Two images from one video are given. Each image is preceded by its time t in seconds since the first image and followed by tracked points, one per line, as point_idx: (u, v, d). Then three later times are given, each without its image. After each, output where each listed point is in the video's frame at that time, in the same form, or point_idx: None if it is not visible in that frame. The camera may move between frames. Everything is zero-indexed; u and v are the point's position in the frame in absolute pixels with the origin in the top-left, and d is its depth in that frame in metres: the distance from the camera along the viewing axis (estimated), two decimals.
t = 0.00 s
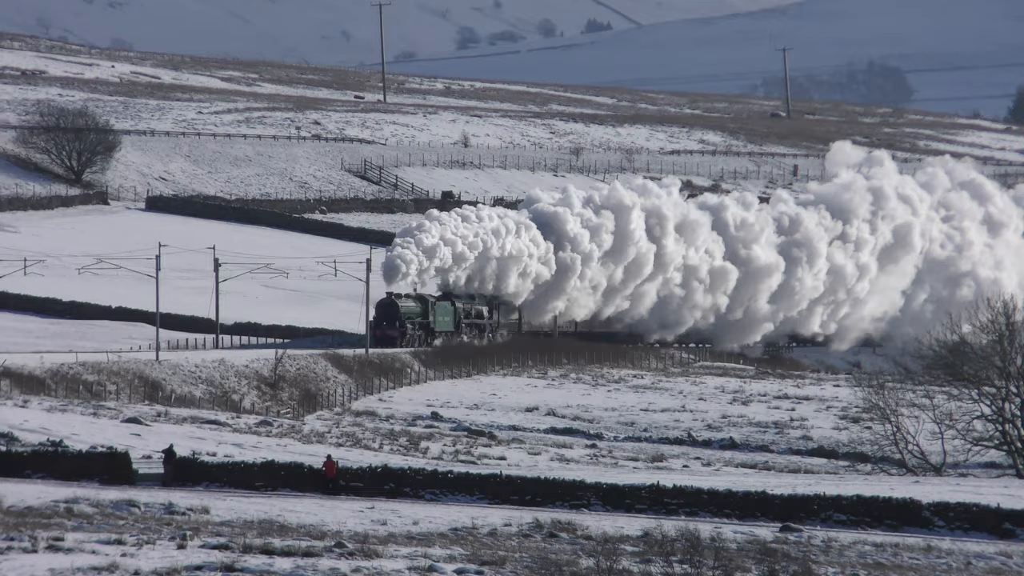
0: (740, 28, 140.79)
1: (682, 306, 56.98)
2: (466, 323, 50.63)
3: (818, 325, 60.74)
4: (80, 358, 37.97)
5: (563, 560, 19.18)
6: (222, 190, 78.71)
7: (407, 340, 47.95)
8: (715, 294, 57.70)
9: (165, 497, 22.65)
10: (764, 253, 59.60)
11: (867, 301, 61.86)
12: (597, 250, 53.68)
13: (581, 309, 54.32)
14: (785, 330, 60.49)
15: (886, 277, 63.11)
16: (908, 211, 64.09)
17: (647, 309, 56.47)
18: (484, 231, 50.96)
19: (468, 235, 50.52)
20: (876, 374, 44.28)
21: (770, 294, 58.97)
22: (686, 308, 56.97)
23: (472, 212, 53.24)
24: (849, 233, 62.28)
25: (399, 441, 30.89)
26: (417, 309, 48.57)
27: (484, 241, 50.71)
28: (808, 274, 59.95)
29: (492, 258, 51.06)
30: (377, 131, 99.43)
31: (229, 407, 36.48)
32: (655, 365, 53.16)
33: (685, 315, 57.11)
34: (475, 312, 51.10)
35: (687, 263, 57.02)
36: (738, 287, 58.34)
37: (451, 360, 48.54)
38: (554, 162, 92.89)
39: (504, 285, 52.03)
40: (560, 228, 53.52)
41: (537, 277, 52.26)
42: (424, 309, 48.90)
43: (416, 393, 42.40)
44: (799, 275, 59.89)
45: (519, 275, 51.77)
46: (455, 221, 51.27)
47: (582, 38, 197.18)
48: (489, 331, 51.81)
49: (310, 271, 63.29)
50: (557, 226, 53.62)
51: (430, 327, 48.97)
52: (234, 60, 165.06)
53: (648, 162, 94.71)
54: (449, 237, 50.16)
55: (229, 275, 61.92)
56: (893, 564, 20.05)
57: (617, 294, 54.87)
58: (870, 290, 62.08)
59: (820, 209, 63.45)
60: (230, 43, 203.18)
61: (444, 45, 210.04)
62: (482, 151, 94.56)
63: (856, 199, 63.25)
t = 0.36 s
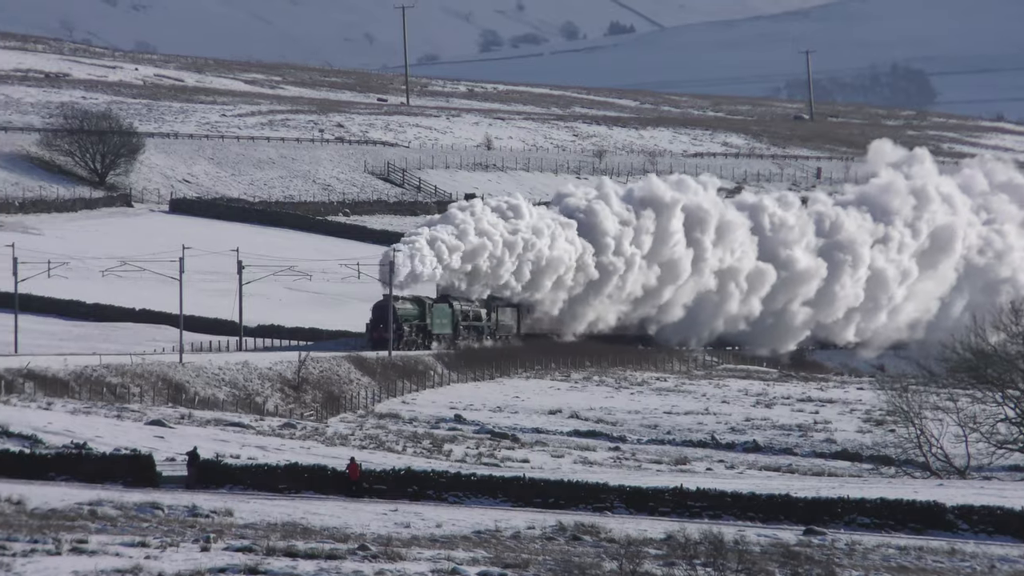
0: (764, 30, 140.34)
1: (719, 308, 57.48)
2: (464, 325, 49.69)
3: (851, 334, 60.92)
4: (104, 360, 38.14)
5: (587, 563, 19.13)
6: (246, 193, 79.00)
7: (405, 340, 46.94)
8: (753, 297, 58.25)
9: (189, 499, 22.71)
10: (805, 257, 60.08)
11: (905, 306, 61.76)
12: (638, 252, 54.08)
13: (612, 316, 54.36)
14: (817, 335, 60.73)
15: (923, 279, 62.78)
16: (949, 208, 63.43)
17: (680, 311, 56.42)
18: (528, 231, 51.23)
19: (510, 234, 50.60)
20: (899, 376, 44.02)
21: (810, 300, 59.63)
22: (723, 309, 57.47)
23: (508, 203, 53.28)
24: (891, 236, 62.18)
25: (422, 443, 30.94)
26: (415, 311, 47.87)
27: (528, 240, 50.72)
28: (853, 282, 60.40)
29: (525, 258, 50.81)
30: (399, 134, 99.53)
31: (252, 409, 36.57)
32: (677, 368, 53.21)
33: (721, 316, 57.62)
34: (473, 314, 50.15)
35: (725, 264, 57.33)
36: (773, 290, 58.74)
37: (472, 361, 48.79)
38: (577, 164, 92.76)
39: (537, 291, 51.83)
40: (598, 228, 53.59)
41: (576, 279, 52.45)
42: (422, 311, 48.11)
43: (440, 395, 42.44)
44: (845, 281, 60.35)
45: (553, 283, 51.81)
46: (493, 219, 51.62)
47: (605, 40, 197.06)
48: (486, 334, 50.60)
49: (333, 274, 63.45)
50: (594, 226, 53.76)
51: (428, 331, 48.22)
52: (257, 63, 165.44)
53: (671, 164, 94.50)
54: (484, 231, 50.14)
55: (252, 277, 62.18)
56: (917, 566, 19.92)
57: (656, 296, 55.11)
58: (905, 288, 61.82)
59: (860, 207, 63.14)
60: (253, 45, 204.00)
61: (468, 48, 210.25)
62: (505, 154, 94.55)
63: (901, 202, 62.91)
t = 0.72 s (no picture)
0: (784, 30, 139.93)
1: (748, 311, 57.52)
2: (457, 326, 49.29)
3: (879, 342, 59.30)
4: (123, 361, 38.30)
5: (606, 565, 19.05)
6: (265, 195, 79.19)
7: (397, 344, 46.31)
8: (785, 299, 58.17)
9: (208, 501, 22.75)
10: (840, 260, 59.84)
11: (936, 308, 60.25)
12: (673, 256, 54.94)
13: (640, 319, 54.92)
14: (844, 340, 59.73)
15: (959, 280, 61.13)
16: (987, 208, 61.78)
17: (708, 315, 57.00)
18: (563, 233, 52.40)
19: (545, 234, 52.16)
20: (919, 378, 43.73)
21: (844, 305, 59.08)
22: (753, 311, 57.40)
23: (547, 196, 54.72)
24: (927, 237, 61.27)
25: (440, 444, 30.93)
26: (408, 314, 46.59)
27: (562, 242, 52.19)
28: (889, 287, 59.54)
29: (557, 260, 52.14)
30: (419, 136, 99.60)
31: (271, 411, 36.63)
32: (695, 370, 53.24)
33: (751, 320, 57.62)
34: (467, 315, 49.93)
35: (757, 267, 57.53)
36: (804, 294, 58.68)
37: (491, 363, 48.91)
38: (597, 166, 92.60)
39: (566, 295, 52.57)
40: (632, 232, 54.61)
41: (607, 285, 53.30)
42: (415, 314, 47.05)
43: (458, 397, 42.46)
44: (881, 285, 59.66)
45: (584, 288, 52.65)
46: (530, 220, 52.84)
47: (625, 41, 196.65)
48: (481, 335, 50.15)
49: (353, 276, 63.52)
50: (628, 227, 54.70)
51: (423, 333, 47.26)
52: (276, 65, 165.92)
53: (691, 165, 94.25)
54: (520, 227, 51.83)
55: (271, 279, 62.34)
56: (935, 568, 19.79)
57: (686, 299, 55.77)
58: (939, 289, 60.40)
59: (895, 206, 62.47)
60: (273, 46, 204.64)
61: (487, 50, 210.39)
62: (524, 155, 94.48)
63: (939, 203, 61.97)
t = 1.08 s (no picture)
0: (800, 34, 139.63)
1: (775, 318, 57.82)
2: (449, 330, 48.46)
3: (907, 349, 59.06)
4: (140, 365, 38.42)
5: (623, 569, 19.01)
6: (282, 199, 79.40)
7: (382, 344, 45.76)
8: (811, 305, 57.98)
9: (224, 505, 22.79)
10: (872, 265, 59.38)
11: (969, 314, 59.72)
12: (703, 263, 54.37)
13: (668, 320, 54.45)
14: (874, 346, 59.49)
15: (991, 286, 60.73)
16: None
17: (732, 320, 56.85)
18: (596, 238, 51.42)
19: (578, 236, 51.15)
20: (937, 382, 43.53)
21: (872, 310, 58.83)
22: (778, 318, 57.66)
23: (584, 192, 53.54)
24: (961, 241, 60.52)
25: (457, 448, 30.93)
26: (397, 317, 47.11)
27: (593, 247, 51.24)
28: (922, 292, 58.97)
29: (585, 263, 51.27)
30: (435, 140, 99.72)
31: (288, 414, 36.71)
32: (712, 374, 53.41)
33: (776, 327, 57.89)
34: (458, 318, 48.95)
35: (783, 273, 57.30)
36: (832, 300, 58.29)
37: (508, 366, 49.26)
38: (613, 169, 92.54)
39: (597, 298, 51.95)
40: (665, 236, 53.79)
41: (631, 293, 52.73)
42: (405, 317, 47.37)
43: (475, 401, 42.47)
44: (916, 291, 59.13)
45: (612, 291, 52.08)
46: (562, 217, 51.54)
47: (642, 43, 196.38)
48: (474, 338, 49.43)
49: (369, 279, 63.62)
50: (662, 229, 53.92)
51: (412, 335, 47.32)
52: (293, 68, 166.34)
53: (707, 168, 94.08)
54: (554, 228, 50.81)
55: (288, 282, 62.51)
56: (953, 571, 19.71)
57: (714, 305, 55.59)
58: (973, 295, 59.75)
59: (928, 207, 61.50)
60: (289, 50, 205.24)
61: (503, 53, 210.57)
62: (541, 159, 94.49)
63: (973, 205, 60.88)
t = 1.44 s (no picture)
0: (820, 32, 139.05)
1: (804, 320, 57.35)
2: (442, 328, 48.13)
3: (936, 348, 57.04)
4: (159, 363, 38.56)
5: (641, 567, 18.95)
6: (301, 197, 79.56)
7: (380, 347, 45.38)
8: (841, 306, 57.05)
9: (243, 502, 22.83)
10: (905, 264, 58.12)
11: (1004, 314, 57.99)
12: (735, 263, 54.83)
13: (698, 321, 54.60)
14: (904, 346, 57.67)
15: None
16: None
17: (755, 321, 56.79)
18: (629, 238, 52.24)
19: (613, 234, 51.94)
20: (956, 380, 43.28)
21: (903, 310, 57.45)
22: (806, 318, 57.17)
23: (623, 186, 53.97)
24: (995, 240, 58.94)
25: (475, 446, 30.90)
26: (389, 315, 46.39)
27: (626, 247, 52.08)
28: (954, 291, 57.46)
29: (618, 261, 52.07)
30: (453, 138, 99.72)
31: (306, 412, 36.75)
32: (730, 371, 53.34)
33: (804, 328, 57.42)
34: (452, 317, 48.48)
35: (811, 273, 56.83)
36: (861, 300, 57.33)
37: (525, 365, 49.03)
38: (632, 167, 92.32)
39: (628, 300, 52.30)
40: (699, 235, 54.38)
41: (659, 295, 53.11)
42: (396, 315, 46.72)
43: (493, 398, 42.48)
44: (950, 290, 57.51)
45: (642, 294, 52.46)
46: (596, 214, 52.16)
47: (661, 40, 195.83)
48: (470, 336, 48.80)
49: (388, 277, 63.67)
50: (696, 225, 54.47)
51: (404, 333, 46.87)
52: (311, 66, 166.54)
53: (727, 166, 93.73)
54: (590, 224, 51.39)
55: (307, 280, 62.61)
56: (971, 570, 19.60)
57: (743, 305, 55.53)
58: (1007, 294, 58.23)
59: (966, 205, 59.95)
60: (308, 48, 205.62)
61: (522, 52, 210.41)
62: (559, 157, 94.33)
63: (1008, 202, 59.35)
